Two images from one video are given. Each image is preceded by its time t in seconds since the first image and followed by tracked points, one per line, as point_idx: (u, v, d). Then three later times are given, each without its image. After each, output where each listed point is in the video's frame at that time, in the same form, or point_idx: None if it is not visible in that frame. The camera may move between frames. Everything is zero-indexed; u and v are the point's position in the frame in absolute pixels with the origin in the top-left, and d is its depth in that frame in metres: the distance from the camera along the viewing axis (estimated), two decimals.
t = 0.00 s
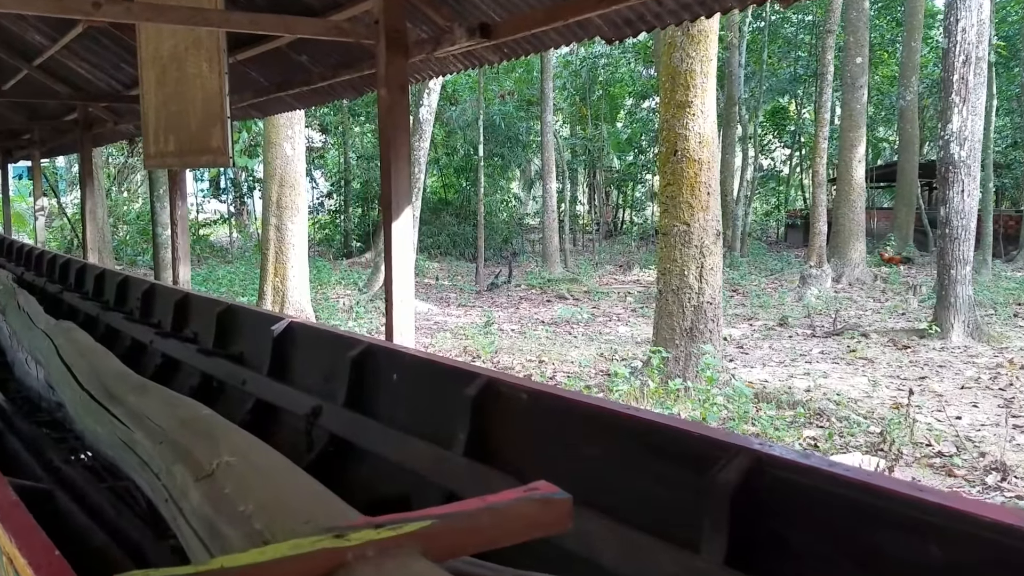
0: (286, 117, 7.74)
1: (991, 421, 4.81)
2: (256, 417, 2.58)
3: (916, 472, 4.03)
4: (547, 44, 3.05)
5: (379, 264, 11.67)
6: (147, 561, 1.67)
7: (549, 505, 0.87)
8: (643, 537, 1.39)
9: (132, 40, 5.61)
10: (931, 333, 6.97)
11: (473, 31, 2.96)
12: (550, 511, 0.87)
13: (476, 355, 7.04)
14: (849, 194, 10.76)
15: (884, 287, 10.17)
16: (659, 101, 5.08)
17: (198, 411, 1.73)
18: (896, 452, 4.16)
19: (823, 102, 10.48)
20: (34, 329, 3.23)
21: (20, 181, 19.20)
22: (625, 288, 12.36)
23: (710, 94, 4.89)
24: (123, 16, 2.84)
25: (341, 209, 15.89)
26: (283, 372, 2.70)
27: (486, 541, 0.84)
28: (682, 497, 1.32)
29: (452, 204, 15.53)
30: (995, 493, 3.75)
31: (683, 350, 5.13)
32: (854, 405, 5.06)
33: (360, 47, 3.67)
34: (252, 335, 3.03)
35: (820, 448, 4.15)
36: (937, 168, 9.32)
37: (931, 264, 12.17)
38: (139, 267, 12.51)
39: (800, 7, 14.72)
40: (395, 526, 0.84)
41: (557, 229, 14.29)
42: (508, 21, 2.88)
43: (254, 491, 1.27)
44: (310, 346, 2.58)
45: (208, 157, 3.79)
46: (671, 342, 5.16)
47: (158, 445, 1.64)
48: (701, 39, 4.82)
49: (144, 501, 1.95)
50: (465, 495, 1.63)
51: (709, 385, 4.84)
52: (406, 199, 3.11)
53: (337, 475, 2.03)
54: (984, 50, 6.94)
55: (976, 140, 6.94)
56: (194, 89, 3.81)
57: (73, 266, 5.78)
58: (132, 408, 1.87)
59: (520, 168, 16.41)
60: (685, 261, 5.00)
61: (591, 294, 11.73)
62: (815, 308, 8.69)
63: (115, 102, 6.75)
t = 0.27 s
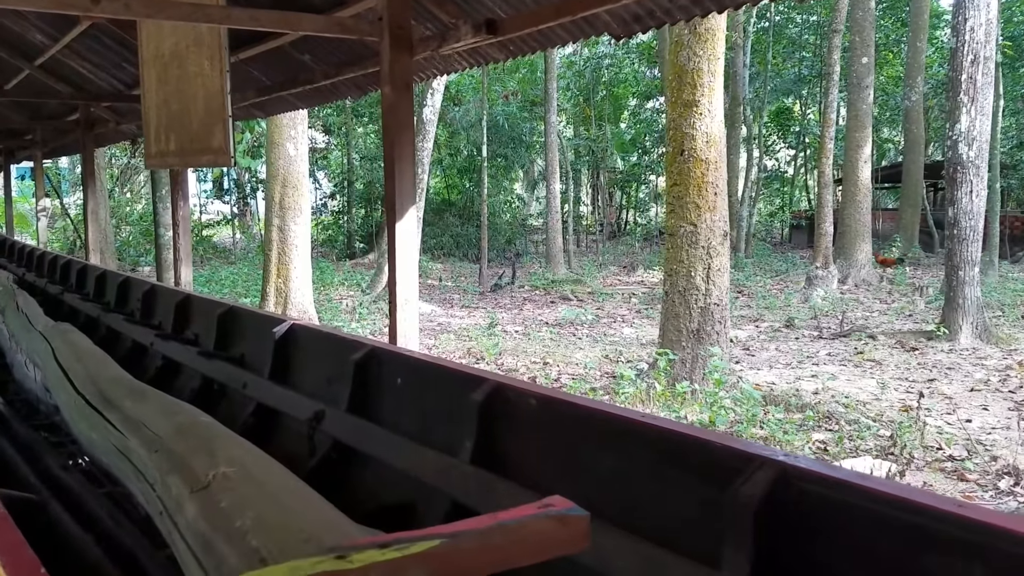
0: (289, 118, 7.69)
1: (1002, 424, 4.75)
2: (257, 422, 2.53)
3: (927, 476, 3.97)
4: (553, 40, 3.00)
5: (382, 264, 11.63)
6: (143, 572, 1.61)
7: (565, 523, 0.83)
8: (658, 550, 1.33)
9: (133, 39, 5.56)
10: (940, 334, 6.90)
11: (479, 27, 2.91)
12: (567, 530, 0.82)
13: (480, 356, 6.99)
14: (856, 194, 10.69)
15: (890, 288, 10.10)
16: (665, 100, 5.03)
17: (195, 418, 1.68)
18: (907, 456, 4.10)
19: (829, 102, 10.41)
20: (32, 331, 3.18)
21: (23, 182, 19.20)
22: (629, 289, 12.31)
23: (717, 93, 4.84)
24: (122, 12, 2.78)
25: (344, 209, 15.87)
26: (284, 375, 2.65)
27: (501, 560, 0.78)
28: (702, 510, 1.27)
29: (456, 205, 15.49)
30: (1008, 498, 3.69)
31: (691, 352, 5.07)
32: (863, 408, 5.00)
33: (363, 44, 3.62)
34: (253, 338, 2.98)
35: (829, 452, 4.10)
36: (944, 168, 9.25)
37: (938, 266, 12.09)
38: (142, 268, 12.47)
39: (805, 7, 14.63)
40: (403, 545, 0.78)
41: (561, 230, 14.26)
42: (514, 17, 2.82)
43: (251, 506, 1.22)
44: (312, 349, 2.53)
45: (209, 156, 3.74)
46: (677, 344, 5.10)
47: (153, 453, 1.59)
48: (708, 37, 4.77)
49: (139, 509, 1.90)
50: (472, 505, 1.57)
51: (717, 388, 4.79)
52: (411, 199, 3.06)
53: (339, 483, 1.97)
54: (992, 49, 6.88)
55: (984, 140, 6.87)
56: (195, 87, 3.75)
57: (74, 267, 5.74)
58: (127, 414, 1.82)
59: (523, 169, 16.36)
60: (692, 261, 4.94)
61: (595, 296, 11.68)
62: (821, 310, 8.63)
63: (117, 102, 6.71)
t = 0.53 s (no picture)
0: (294, 117, 7.65)
1: (1017, 427, 4.67)
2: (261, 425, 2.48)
3: (943, 480, 3.90)
4: (563, 35, 2.94)
5: (388, 265, 11.59)
6: None
7: (587, 538, 0.76)
8: (681, 562, 1.27)
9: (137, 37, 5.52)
10: (951, 336, 6.82)
11: (488, 21, 2.86)
12: (589, 545, 0.76)
13: (487, 357, 6.93)
14: (864, 195, 10.61)
15: (900, 289, 10.01)
16: (674, 98, 4.98)
17: (194, 421, 1.63)
18: (922, 460, 4.03)
19: (838, 102, 10.32)
20: (33, 332, 3.13)
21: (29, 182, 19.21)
22: (636, 290, 12.24)
23: (728, 91, 4.78)
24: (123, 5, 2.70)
25: (350, 209, 15.83)
26: (289, 377, 2.60)
27: None
28: (729, 521, 1.21)
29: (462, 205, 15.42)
30: None
31: (700, 354, 5.01)
32: (875, 410, 4.93)
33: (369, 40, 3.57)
34: (258, 338, 2.93)
35: (842, 456, 4.03)
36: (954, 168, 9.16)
37: (947, 267, 12.00)
38: (148, 268, 12.45)
39: (812, 6, 14.53)
40: (414, 563, 0.72)
41: (568, 230, 14.20)
42: (524, 10, 2.77)
43: (253, 517, 1.17)
44: (317, 351, 2.48)
45: (214, 155, 3.69)
46: (687, 345, 5.04)
47: (151, 458, 1.54)
48: (718, 34, 4.71)
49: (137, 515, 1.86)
50: (483, 513, 1.51)
51: (728, 390, 4.73)
52: (418, 197, 3.00)
53: (345, 488, 1.92)
54: (1004, 47, 6.79)
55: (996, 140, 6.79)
56: (200, 84, 3.69)
57: (78, 267, 5.70)
58: (125, 416, 1.77)
59: (529, 169, 16.30)
60: (702, 261, 4.88)
61: (602, 296, 11.62)
62: (830, 311, 8.56)
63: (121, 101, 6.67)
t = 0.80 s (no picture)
0: (327, 118, 7.65)
1: None
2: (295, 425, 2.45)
3: (990, 487, 3.78)
4: (600, 28, 2.88)
5: (419, 266, 11.58)
6: None
7: (645, 546, 0.68)
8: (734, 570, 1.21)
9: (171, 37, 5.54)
10: (994, 339, 6.65)
11: (524, 13, 2.80)
12: (648, 553, 0.68)
13: (519, 359, 6.88)
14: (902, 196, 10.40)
15: (939, 291, 9.80)
16: (712, 94, 4.96)
17: (227, 418, 1.60)
18: (968, 466, 3.91)
19: (875, 101, 10.13)
20: (67, 330, 3.13)
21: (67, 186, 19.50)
22: (668, 292, 12.13)
23: (766, 87, 4.73)
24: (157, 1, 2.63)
25: (381, 212, 15.85)
26: (322, 377, 2.57)
27: None
28: (789, 528, 1.14)
29: (492, 207, 15.38)
30: None
31: (738, 356, 4.94)
32: (917, 415, 4.81)
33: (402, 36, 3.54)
34: (291, 338, 2.90)
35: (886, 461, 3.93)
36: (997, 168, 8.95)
37: (988, 269, 11.74)
38: (182, 270, 12.56)
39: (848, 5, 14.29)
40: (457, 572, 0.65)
41: (599, 232, 14.12)
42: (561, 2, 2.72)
43: (288, 519, 1.12)
44: (351, 350, 2.44)
45: (248, 155, 3.64)
46: (724, 348, 4.97)
47: (183, 456, 1.51)
48: (757, 30, 4.66)
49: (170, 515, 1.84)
50: (520, 515, 1.45)
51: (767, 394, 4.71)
52: (451, 195, 2.96)
53: (380, 490, 1.88)
54: None
55: None
56: (234, 83, 3.66)
57: (114, 267, 5.74)
58: (158, 413, 1.74)
59: (560, 171, 16.23)
60: (740, 262, 4.82)
61: (634, 298, 11.53)
62: (869, 313, 8.40)
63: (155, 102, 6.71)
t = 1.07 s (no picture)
0: (373, 120, 7.67)
1: None
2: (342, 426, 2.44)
3: None
4: (653, 22, 2.83)
5: (463, 268, 11.60)
6: None
7: (726, 566, 0.63)
8: None
9: (222, 40, 5.59)
10: None
11: (576, 8, 2.75)
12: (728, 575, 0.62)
13: (564, 362, 6.84)
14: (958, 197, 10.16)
15: (998, 295, 9.53)
16: (766, 92, 5.00)
17: (277, 419, 1.58)
18: None
19: (931, 100, 9.89)
20: (120, 329, 3.16)
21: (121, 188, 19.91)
22: (715, 294, 11.98)
23: (822, 84, 4.76)
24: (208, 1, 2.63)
25: (425, 214, 15.88)
26: (369, 377, 2.55)
27: None
28: (871, 544, 1.09)
29: (536, 209, 15.32)
30: None
31: (792, 360, 4.93)
32: (978, 421, 4.67)
33: (452, 34, 3.52)
34: (338, 338, 2.88)
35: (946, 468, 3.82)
36: None
37: None
38: (231, 271, 12.72)
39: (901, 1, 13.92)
40: None
41: (644, 233, 14.01)
42: None
43: (339, 523, 1.10)
44: (398, 351, 2.41)
45: (296, 156, 3.63)
46: (777, 351, 4.97)
47: (233, 456, 1.49)
48: (812, 26, 4.71)
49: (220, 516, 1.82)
50: (572, 522, 1.39)
51: (824, 399, 4.70)
52: (498, 195, 2.92)
53: (428, 494, 1.85)
54: None
55: None
56: (285, 84, 3.66)
57: (166, 268, 5.82)
58: (207, 412, 1.73)
59: (604, 172, 16.12)
60: (793, 263, 4.84)
61: (680, 301, 11.41)
62: (925, 317, 8.20)
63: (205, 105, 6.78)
